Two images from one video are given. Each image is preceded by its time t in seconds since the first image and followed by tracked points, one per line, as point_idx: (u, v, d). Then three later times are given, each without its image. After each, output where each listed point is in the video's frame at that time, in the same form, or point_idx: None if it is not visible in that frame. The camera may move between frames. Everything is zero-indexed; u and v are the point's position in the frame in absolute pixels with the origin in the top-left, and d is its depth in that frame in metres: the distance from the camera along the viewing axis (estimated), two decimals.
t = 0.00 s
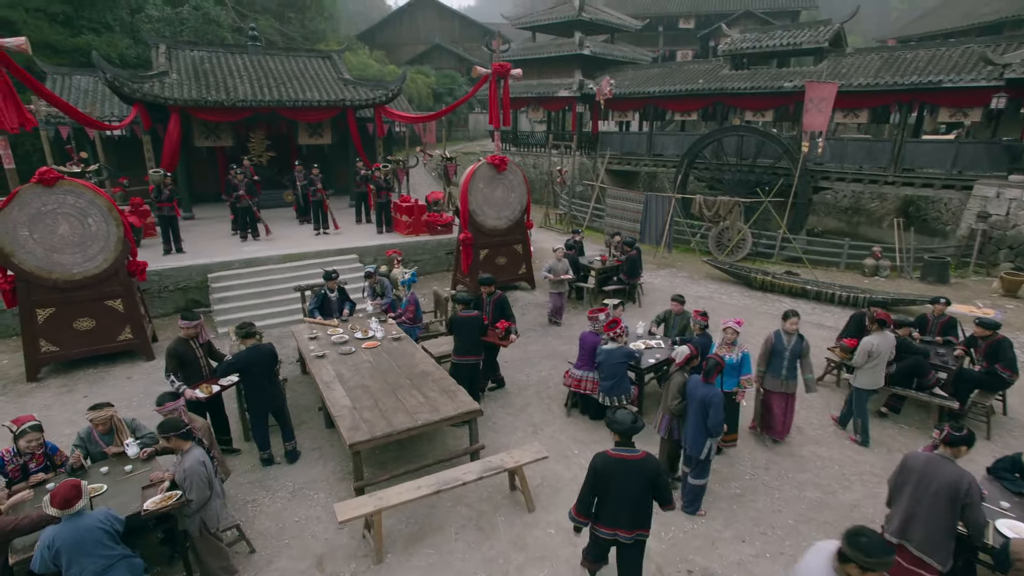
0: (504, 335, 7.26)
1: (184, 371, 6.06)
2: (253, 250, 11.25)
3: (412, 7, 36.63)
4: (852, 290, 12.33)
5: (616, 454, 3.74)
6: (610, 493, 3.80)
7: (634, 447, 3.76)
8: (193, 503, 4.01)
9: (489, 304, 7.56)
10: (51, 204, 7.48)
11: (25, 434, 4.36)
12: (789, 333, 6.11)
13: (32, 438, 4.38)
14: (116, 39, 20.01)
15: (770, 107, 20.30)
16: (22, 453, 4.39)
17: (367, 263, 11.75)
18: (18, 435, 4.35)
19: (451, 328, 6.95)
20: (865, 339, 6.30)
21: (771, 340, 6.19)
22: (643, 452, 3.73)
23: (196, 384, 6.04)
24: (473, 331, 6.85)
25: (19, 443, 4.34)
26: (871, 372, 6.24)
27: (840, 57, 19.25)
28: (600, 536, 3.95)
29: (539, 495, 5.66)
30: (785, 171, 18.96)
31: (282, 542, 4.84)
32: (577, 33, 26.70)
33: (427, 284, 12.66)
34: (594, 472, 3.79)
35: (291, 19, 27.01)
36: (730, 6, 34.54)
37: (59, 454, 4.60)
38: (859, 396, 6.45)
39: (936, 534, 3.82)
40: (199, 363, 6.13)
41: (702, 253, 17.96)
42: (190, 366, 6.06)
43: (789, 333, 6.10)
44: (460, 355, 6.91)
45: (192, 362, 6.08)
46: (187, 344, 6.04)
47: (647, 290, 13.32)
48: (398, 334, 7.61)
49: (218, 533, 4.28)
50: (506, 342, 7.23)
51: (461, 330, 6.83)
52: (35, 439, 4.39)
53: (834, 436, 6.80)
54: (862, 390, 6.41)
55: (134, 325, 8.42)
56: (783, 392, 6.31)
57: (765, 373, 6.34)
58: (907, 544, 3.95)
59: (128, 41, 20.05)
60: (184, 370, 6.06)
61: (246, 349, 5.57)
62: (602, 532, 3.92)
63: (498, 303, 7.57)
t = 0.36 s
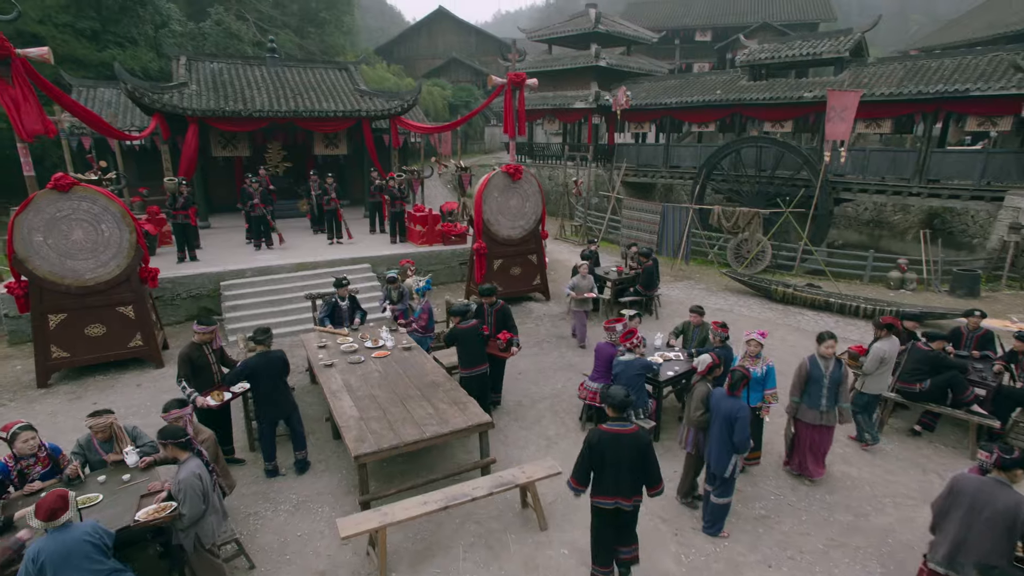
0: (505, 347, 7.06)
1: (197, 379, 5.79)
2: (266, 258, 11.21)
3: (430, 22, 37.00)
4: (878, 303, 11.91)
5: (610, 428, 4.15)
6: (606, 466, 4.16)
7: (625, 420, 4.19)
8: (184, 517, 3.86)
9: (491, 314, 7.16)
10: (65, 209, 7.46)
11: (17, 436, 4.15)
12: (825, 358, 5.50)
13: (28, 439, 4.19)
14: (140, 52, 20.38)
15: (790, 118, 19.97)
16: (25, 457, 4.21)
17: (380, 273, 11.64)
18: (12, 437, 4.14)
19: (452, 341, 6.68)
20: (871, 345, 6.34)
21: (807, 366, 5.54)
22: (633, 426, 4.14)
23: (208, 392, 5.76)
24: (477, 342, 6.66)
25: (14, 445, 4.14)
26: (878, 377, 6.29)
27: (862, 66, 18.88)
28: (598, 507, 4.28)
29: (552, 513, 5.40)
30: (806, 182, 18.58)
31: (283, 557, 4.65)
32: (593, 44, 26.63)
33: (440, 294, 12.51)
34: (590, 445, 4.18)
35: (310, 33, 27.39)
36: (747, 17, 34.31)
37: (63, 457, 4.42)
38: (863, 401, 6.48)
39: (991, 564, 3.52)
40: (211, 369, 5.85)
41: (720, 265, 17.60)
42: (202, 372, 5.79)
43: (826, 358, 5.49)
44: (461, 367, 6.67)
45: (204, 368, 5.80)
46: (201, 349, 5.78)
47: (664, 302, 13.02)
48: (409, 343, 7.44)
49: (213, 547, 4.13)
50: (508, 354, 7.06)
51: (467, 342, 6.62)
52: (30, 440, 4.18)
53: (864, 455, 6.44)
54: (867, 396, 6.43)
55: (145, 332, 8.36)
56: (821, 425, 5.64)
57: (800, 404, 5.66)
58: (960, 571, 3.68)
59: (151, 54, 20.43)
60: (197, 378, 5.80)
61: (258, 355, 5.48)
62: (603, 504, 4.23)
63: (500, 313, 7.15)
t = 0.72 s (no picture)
0: (502, 356, 6.84)
1: (195, 386, 5.58)
2: (271, 266, 11.10)
3: (439, 33, 37.25)
4: (896, 312, 11.57)
5: (614, 411, 4.36)
6: (608, 448, 4.36)
7: (628, 405, 4.36)
8: (170, 530, 3.69)
9: (487, 321, 7.07)
10: (68, 214, 7.39)
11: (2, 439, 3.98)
12: (858, 385, 4.93)
13: (16, 443, 4.02)
14: (151, 62, 20.54)
15: (801, 126, 19.73)
16: (11, 464, 4.03)
17: (386, 281, 11.50)
18: None
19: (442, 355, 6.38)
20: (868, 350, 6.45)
21: (836, 393, 4.98)
22: (634, 409, 4.34)
23: (207, 399, 5.54)
24: (472, 350, 6.43)
25: None
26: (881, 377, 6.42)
27: (874, 73, 18.65)
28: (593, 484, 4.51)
29: (560, 529, 5.16)
30: (818, 191, 18.30)
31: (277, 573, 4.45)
32: (602, 54, 26.61)
33: (446, 303, 12.35)
34: (593, 426, 4.37)
35: (320, 43, 27.60)
36: (756, 28, 34.26)
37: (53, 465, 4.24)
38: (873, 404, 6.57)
39: None
40: (211, 376, 5.64)
41: (731, 274, 17.33)
42: (202, 379, 5.58)
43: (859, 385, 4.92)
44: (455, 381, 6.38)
45: (204, 374, 5.60)
46: (201, 356, 5.57)
47: (674, 311, 12.77)
48: (412, 351, 7.25)
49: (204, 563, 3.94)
50: (507, 362, 6.84)
51: (461, 352, 6.37)
52: (14, 444, 4.01)
53: (888, 470, 6.14)
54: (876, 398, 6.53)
55: (147, 339, 8.24)
56: (853, 460, 5.02)
57: (829, 435, 5.07)
58: None
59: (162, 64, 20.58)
60: (196, 385, 5.58)
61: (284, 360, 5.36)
62: (599, 484, 4.46)
63: (497, 320, 7.09)
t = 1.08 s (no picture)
0: (507, 365, 6.60)
1: (198, 394, 5.42)
2: (280, 274, 11.01)
3: (451, 46, 37.55)
4: (919, 324, 11.18)
5: (614, 399, 4.58)
6: (616, 435, 4.53)
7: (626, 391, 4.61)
8: (161, 545, 3.53)
9: (489, 330, 6.88)
10: (77, 220, 7.35)
11: None
12: (902, 416, 4.39)
13: (6, 455, 3.90)
14: (168, 73, 20.81)
15: (817, 135, 19.42)
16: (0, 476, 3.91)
17: (396, 290, 11.37)
18: None
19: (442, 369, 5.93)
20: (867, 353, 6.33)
21: (875, 422, 4.47)
22: (633, 396, 4.59)
23: (210, 408, 5.36)
24: (472, 360, 5.98)
25: None
26: (875, 384, 6.22)
27: (892, 81, 18.33)
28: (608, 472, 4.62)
29: (572, 548, 4.91)
30: (835, 200, 17.96)
31: None
32: (614, 64, 26.55)
33: (457, 313, 12.17)
34: (597, 415, 4.56)
35: (334, 55, 27.89)
36: (770, 38, 34.11)
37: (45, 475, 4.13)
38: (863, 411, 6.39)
39: None
40: (215, 384, 5.47)
41: (747, 285, 16.99)
42: (206, 386, 5.41)
43: (903, 416, 4.38)
44: (459, 395, 5.94)
45: (208, 381, 5.43)
46: (206, 362, 5.42)
47: (689, 322, 12.48)
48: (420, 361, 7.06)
49: None
50: (511, 372, 6.61)
51: (459, 366, 5.88)
52: (4, 456, 3.89)
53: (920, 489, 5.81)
54: (867, 407, 6.34)
55: (153, 346, 8.16)
56: (893, 500, 4.48)
57: (865, 469, 4.55)
58: None
59: (179, 76, 20.80)
60: (199, 393, 5.42)
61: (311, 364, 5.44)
62: (613, 471, 4.58)
63: (499, 328, 6.90)
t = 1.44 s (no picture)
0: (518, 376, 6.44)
1: (204, 401, 5.28)
2: (292, 283, 10.95)
3: (466, 58, 37.83)
4: (948, 336, 10.75)
5: (611, 388, 4.86)
6: (610, 422, 4.80)
7: (625, 381, 4.89)
8: (160, 558, 3.38)
9: (502, 339, 6.69)
10: (89, 226, 7.33)
11: None
12: (949, 455, 3.77)
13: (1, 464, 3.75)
14: (187, 85, 21.14)
15: (836, 144, 19.07)
16: None
17: (407, 299, 11.24)
18: None
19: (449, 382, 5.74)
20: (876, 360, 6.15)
21: (916, 459, 3.87)
22: (630, 386, 4.85)
23: (214, 416, 5.23)
24: (480, 371, 5.78)
25: None
26: (882, 393, 6.02)
27: (914, 89, 17.96)
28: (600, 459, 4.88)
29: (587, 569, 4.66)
30: (856, 210, 17.57)
31: None
32: (629, 74, 26.46)
33: (469, 323, 12.01)
34: (594, 402, 4.83)
35: (350, 67, 28.21)
36: (786, 49, 33.87)
37: (41, 484, 4.00)
38: (863, 418, 6.17)
39: None
40: (221, 392, 5.34)
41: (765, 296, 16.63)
42: (212, 394, 5.29)
43: (950, 455, 3.76)
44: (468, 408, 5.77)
45: (214, 389, 5.31)
46: (211, 369, 5.29)
47: (707, 333, 12.19)
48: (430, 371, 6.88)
49: None
50: (522, 382, 6.42)
51: (467, 378, 5.66)
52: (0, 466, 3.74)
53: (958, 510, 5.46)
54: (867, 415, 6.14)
55: (162, 354, 8.08)
56: (937, 552, 3.83)
57: (905, 514, 3.93)
58: None
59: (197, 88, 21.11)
60: (204, 400, 5.29)
61: (332, 367, 5.39)
62: (604, 456, 4.85)
63: (513, 336, 6.69)
